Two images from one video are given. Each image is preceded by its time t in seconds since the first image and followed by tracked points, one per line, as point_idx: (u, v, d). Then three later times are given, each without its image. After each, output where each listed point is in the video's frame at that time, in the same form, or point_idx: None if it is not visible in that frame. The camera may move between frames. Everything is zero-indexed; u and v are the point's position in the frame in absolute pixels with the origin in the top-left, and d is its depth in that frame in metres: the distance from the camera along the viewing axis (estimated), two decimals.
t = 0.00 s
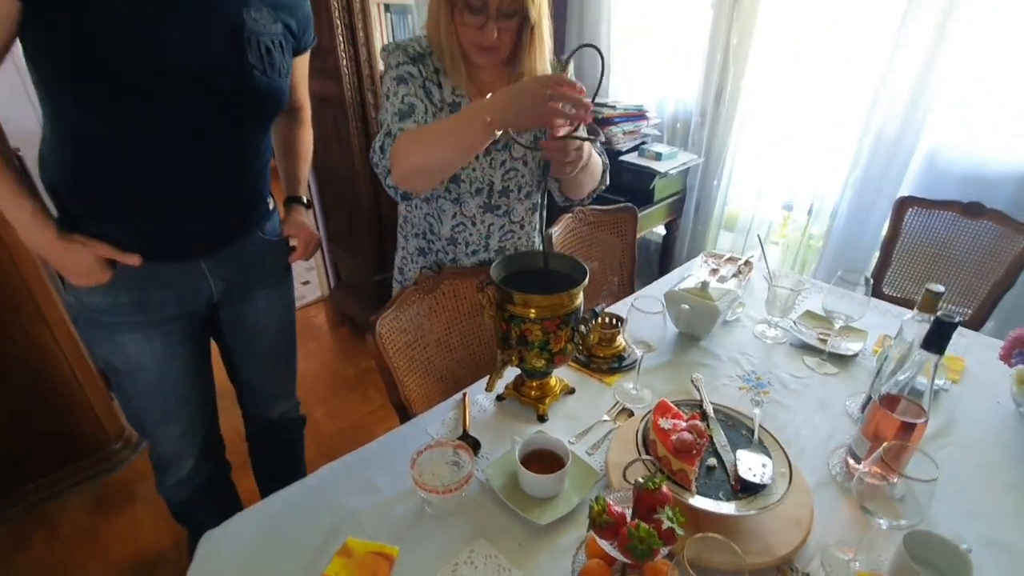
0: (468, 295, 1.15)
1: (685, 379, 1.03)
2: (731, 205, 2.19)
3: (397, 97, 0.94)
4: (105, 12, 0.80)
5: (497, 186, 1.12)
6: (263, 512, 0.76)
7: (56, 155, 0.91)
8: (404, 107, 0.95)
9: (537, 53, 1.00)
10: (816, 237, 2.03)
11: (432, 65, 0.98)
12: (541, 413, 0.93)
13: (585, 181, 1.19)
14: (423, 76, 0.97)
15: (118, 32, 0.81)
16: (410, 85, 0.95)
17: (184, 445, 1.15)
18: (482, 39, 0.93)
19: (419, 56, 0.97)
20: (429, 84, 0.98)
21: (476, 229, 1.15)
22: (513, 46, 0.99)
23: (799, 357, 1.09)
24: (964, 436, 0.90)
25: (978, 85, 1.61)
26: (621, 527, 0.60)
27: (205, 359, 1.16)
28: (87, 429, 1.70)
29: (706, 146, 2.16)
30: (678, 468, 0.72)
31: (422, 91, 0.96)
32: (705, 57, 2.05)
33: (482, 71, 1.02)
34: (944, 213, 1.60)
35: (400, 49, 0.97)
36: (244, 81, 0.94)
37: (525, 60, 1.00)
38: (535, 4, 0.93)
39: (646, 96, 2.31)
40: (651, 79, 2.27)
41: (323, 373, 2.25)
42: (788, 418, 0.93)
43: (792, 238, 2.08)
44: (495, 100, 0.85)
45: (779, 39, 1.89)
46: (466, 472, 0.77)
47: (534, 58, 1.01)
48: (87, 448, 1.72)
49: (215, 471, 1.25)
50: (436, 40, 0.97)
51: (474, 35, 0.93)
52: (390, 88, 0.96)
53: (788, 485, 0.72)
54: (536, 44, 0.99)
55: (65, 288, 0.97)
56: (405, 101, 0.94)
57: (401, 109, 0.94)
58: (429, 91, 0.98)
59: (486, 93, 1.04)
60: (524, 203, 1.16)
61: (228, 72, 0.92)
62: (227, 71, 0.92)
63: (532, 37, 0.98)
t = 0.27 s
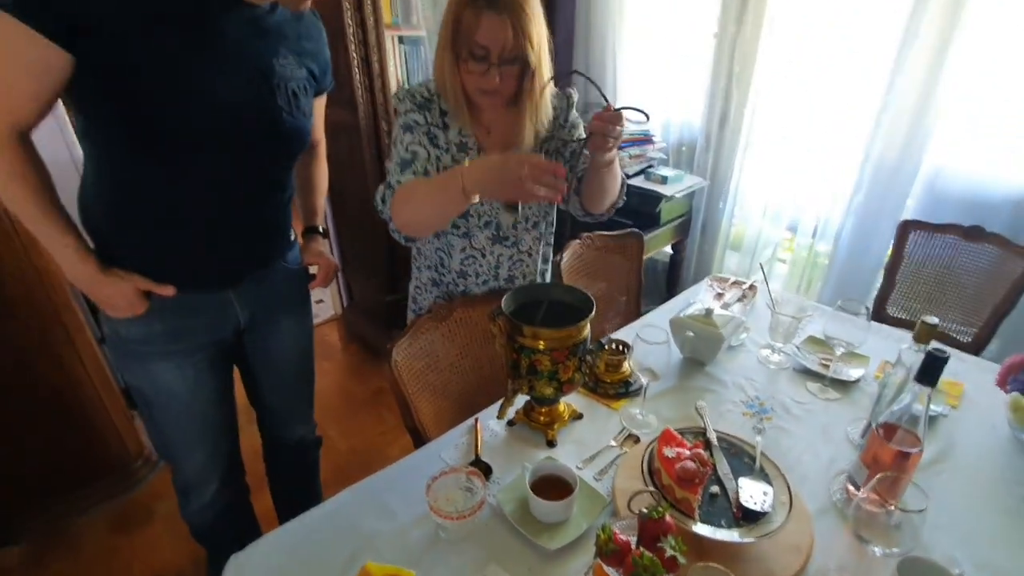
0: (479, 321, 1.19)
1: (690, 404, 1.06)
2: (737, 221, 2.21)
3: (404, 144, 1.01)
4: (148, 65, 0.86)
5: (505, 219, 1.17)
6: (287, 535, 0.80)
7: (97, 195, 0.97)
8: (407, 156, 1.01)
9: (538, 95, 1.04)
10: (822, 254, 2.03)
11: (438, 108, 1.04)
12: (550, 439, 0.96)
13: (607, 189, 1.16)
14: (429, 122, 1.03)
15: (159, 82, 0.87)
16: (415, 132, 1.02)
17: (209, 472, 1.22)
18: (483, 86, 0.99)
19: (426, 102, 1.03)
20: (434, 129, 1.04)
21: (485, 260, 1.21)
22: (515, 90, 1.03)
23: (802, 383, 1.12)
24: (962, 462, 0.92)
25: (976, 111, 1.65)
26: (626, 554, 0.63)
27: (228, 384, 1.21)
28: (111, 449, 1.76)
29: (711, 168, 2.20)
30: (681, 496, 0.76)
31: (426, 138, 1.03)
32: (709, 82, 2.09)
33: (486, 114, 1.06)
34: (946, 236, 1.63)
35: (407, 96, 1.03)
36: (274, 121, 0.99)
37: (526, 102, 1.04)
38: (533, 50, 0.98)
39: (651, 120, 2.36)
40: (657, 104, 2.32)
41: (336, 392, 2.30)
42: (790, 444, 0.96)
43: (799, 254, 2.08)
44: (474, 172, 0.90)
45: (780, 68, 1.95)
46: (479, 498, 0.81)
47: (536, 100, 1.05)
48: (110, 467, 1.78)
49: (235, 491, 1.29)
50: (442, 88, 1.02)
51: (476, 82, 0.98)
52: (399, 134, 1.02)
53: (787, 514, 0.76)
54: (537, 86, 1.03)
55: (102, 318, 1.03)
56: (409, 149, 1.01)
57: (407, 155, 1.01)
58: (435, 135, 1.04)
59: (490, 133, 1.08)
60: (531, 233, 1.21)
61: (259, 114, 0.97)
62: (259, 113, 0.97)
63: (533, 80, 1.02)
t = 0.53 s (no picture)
0: (485, 346, 1.22)
1: (692, 429, 1.08)
2: (738, 241, 2.25)
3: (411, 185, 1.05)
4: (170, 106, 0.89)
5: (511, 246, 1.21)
6: (300, 559, 0.83)
7: (119, 226, 1.01)
8: (416, 199, 1.04)
9: (541, 131, 1.08)
10: (825, 270, 2.04)
11: (444, 146, 1.09)
12: (555, 463, 0.98)
13: (618, 202, 1.18)
14: (435, 161, 1.08)
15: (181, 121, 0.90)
16: (422, 173, 1.06)
17: (222, 490, 1.24)
18: (488, 125, 1.03)
19: (432, 140, 1.08)
20: (440, 166, 1.08)
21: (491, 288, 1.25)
22: (519, 127, 1.07)
23: (802, 407, 1.14)
24: (960, 488, 0.94)
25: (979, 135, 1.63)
26: None
27: (241, 407, 1.24)
28: (122, 467, 1.78)
29: (712, 189, 2.24)
30: (684, 523, 0.78)
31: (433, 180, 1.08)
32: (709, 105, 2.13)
33: (490, 150, 1.11)
34: (946, 258, 1.65)
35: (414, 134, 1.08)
36: (290, 155, 1.04)
37: (529, 138, 1.08)
38: (536, 91, 1.02)
39: (653, 141, 2.40)
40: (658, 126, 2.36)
41: (343, 409, 2.32)
42: (790, 469, 0.98)
43: (800, 271, 2.10)
44: (480, 257, 0.89)
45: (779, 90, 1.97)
46: (486, 524, 0.83)
47: (539, 136, 1.08)
48: (121, 484, 1.80)
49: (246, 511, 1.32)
50: (448, 125, 1.07)
51: (481, 122, 1.03)
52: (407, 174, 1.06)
53: (787, 541, 0.78)
54: (539, 124, 1.07)
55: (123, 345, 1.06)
56: (417, 191, 1.04)
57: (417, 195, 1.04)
58: (441, 173, 1.09)
59: (495, 166, 1.13)
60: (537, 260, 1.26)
61: (276, 149, 1.01)
62: (276, 148, 1.01)
63: (536, 118, 1.06)
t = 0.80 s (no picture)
0: (492, 366, 1.24)
1: (697, 452, 1.10)
2: (742, 258, 2.27)
3: (433, 216, 1.05)
4: (189, 138, 0.93)
5: (525, 271, 1.24)
6: None
7: (138, 253, 1.04)
8: (442, 228, 1.05)
9: (557, 165, 1.11)
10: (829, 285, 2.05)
11: (463, 177, 1.11)
12: (563, 487, 1.00)
13: (633, 222, 1.23)
14: (457, 193, 1.09)
15: (198, 153, 0.94)
16: (446, 204, 1.07)
17: (234, 506, 1.26)
18: (506, 160, 1.06)
19: (452, 171, 1.10)
20: (462, 198, 1.10)
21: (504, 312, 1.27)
22: (535, 162, 1.10)
23: (807, 430, 1.16)
24: (963, 514, 0.94)
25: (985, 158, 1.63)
26: None
27: (254, 426, 1.26)
28: (134, 481, 1.81)
29: (717, 207, 2.25)
30: (689, 551, 0.80)
31: (455, 211, 1.09)
32: (714, 124, 2.15)
33: (506, 180, 1.13)
34: (950, 278, 1.66)
35: (432, 166, 1.10)
36: (301, 184, 1.07)
37: (545, 172, 1.11)
38: (554, 129, 1.05)
39: (659, 158, 2.42)
40: (664, 143, 2.39)
41: (350, 422, 2.34)
42: (795, 495, 0.99)
43: (805, 290, 2.11)
44: (530, 336, 0.93)
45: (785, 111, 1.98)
46: (496, 550, 0.84)
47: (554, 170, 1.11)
48: (132, 498, 1.83)
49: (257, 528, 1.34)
50: (465, 157, 1.09)
51: (499, 156, 1.05)
52: (428, 203, 1.06)
53: (791, 569, 0.80)
54: (556, 159, 1.09)
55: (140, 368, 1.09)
56: (443, 221, 1.05)
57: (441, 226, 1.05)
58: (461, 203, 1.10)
59: (510, 196, 1.16)
60: (546, 284, 1.30)
61: (288, 178, 1.04)
62: (288, 177, 1.04)
63: (553, 153, 1.09)
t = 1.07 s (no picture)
0: (498, 388, 1.27)
1: (700, 475, 1.11)
2: (746, 277, 2.29)
3: (469, 242, 1.06)
4: (205, 169, 0.97)
5: (542, 297, 1.27)
6: None
7: (156, 277, 1.08)
8: (478, 254, 1.07)
9: (578, 198, 1.16)
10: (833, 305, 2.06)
11: (490, 207, 1.13)
12: (569, 509, 1.02)
13: (636, 251, 1.29)
14: (488, 221, 1.11)
15: (214, 182, 0.98)
16: (480, 230, 1.09)
17: (243, 522, 1.28)
18: (528, 193, 1.09)
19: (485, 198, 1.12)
20: (491, 227, 1.12)
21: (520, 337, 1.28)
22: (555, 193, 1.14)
23: (809, 453, 1.17)
24: (963, 540, 0.95)
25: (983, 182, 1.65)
26: None
27: (264, 444, 1.29)
28: (144, 495, 1.84)
29: (721, 226, 2.28)
30: None
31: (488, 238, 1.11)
32: (718, 145, 2.18)
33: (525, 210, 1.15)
34: (952, 300, 1.67)
35: (462, 194, 1.11)
36: (309, 213, 1.10)
37: (565, 202, 1.16)
38: (575, 163, 1.09)
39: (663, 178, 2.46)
40: (668, 163, 2.42)
41: (357, 437, 2.36)
42: (797, 518, 1.01)
43: (807, 314, 2.13)
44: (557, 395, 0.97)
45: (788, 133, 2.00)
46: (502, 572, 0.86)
47: (574, 201, 1.16)
48: (142, 513, 1.85)
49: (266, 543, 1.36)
50: (488, 188, 1.12)
51: (522, 189, 1.09)
52: (462, 228, 1.08)
53: None
54: (577, 191, 1.14)
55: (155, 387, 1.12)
56: (478, 247, 1.07)
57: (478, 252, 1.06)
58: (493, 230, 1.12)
59: (529, 225, 1.19)
60: (560, 308, 1.32)
61: (297, 206, 1.07)
62: (297, 206, 1.07)
63: (572, 184, 1.13)
